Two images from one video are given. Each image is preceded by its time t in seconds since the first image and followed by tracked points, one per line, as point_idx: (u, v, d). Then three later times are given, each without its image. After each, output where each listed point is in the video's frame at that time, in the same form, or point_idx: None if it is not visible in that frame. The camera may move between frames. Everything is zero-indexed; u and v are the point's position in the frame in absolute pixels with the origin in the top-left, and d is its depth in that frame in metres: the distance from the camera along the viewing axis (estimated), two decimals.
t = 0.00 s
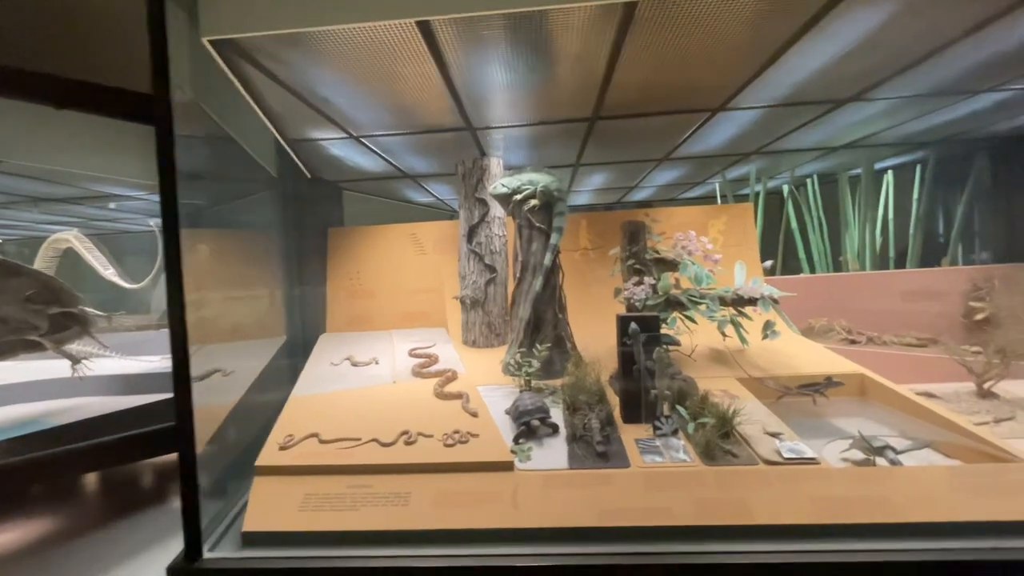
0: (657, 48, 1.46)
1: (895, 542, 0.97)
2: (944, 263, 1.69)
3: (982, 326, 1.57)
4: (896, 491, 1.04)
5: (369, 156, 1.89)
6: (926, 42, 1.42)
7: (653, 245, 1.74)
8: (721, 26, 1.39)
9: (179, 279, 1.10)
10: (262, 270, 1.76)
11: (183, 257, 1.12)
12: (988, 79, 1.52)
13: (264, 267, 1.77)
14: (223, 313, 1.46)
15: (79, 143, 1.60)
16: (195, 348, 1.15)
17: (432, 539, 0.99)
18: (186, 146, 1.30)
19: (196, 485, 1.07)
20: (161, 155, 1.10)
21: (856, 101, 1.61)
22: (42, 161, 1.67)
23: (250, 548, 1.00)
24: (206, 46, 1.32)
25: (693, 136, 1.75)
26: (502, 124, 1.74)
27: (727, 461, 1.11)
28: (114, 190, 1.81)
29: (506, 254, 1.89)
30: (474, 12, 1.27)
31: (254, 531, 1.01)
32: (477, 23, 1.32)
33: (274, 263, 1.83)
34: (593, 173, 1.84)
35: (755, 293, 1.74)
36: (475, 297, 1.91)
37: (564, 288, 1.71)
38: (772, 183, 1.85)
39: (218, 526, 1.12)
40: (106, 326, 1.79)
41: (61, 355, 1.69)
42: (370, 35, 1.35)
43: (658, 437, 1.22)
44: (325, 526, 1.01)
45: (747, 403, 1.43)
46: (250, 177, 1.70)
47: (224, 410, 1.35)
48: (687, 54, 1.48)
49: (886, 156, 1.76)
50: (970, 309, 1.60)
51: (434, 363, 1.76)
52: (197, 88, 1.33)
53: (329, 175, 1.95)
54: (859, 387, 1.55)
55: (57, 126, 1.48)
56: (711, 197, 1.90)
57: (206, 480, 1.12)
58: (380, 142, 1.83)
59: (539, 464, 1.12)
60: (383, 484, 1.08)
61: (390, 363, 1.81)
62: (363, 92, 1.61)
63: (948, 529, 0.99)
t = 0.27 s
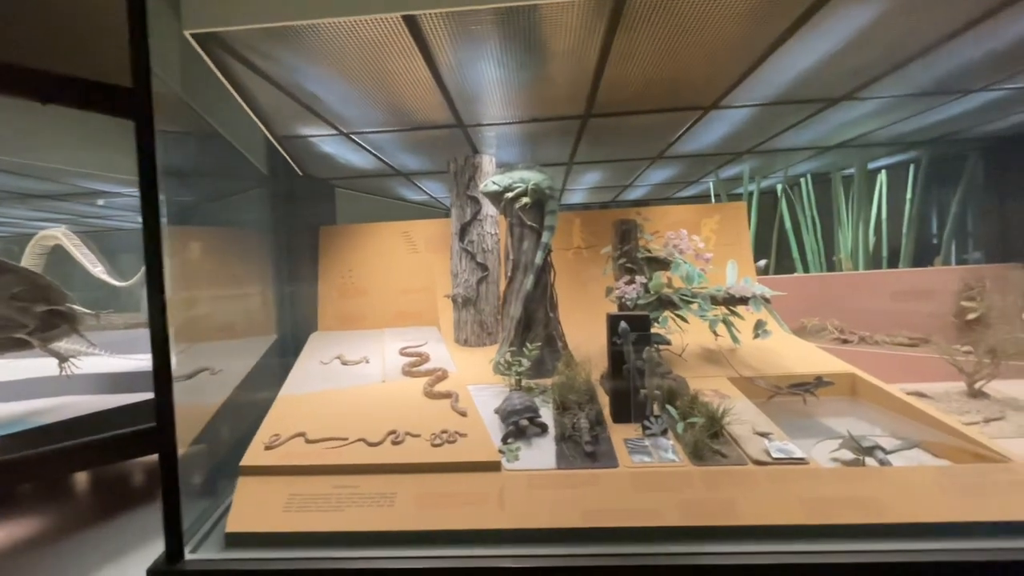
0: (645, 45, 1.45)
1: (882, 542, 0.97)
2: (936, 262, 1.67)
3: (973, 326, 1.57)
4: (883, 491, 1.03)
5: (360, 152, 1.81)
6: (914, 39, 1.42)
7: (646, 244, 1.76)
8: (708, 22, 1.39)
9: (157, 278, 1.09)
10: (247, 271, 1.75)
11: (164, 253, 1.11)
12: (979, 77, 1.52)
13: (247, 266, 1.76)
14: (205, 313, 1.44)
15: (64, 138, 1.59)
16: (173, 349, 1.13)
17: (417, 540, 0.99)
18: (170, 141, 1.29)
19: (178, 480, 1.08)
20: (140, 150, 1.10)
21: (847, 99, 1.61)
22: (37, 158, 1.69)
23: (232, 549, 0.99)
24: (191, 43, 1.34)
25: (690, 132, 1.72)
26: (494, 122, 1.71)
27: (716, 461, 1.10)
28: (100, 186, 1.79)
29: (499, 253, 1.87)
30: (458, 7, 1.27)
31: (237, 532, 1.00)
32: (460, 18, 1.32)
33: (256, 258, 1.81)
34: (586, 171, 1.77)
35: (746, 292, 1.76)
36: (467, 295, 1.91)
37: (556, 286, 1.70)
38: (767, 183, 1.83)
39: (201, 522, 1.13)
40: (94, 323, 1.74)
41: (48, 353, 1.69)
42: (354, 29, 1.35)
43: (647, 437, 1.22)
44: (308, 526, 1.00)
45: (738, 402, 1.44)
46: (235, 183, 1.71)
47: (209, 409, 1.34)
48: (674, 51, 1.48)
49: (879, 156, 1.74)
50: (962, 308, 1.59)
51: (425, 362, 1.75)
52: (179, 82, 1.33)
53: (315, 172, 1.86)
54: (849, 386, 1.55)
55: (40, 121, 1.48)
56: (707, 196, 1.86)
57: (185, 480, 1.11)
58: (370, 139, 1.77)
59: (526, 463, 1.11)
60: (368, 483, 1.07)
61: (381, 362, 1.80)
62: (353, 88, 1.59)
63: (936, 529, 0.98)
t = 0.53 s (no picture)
0: (642, 41, 1.44)
1: (876, 542, 0.96)
2: (931, 262, 1.67)
3: (968, 326, 1.58)
4: (878, 490, 1.03)
5: (353, 149, 1.81)
6: (912, 37, 1.41)
7: (641, 242, 1.78)
8: (705, 19, 1.37)
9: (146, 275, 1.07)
10: (241, 268, 1.75)
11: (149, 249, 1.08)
12: (975, 75, 1.51)
13: (241, 265, 1.74)
14: (195, 310, 1.43)
15: (54, 132, 1.57)
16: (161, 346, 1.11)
17: (408, 541, 0.97)
18: (161, 136, 1.27)
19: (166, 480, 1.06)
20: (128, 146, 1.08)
21: (843, 98, 1.60)
22: (27, 152, 1.67)
23: (223, 549, 0.98)
24: (178, 35, 1.30)
25: (685, 131, 1.68)
26: (488, 119, 1.71)
27: (710, 460, 1.10)
28: (90, 181, 1.76)
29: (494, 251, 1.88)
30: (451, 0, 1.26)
31: (228, 531, 0.99)
32: (454, 11, 1.30)
33: (247, 256, 1.78)
34: (582, 169, 1.80)
35: (741, 291, 1.76)
36: (461, 293, 1.90)
37: (551, 284, 1.70)
38: (762, 182, 1.84)
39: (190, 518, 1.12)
40: (85, 321, 1.73)
41: (38, 351, 1.66)
42: (346, 21, 1.33)
43: (642, 436, 1.21)
44: (300, 525, 0.99)
45: (732, 401, 1.44)
46: (229, 178, 1.70)
47: (200, 407, 1.32)
48: (671, 47, 1.47)
49: (875, 155, 1.74)
50: (956, 308, 1.60)
51: (419, 361, 1.74)
52: (171, 77, 1.31)
53: (310, 167, 1.89)
54: (843, 385, 1.55)
55: (27, 114, 1.45)
56: (703, 194, 1.85)
57: (175, 480, 1.10)
58: (364, 135, 1.77)
59: (520, 462, 1.11)
60: (360, 483, 1.06)
61: (375, 360, 1.79)
62: (346, 83, 1.57)
63: (931, 529, 0.98)
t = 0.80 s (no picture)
0: (642, 39, 1.44)
1: (873, 541, 0.96)
2: (929, 261, 1.67)
3: (965, 325, 1.58)
4: (875, 489, 1.03)
5: (351, 145, 1.82)
6: (912, 35, 1.41)
7: (640, 240, 1.76)
8: (705, 15, 1.37)
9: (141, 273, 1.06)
10: (239, 266, 1.77)
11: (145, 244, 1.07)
12: (975, 75, 1.51)
13: (236, 262, 1.75)
14: (190, 308, 1.42)
15: (49, 126, 1.56)
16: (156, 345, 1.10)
17: (405, 538, 0.97)
18: (156, 132, 1.27)
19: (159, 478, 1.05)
20: (122, 142, 1.06)
21: (842, 96, 1.60)
22: (22, 147, 1.65)
23: (219, 547, 0.98)
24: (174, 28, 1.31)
25: (683, 129, 1.66)
26: (487, 116, 1.69)
27: (707, 459, 1.10)
28: (85, 176, 1.74)
29: (492, 248, 1.87)
30: None
31: (224, 529, 0.99)
32: (452, 5, 1.29)
33: (244, 254, 1.80)
34: (581, 167, 1.81)
35: (740, 289, 1.76)
36: (459, 291, 1.89)
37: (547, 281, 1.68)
38: (760, 181, 1.82)
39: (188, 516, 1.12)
40: (80, 318, 1.72)
41: (33, 348, 1.66)
42: (343, 14, 1.32)
43: (640, 435, 1.21)
44: (296, 523, 0.98)
45: (730, 400, 1.43)
46: (223, 177, 1.71)
47: (196, 404, 1.31)
48: (670, 45, 1.46)
49: (874, 154, 1.73)
50: (953, 307, 1.60)
51: (416, 358, 1.74)
52: (167, 72, 1.31)
53: (308, 164, 1.87)
54: (841, 384, 1.56)
55: (23, 107, 1.44)
56: (700, 193, 1.82)
57: (170, 478, 1.09)
58: (362, 131, 1.77)
59: (517, 460, 1.11)
60: (356, 481, 1.05)
61: (372, 358, 1.78)
62: (344, 79, 1.56)
63: (928, 528, 0.98)
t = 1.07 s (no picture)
0: (639, 38, 1.43)
1: (867, 539, 0.96)
2: (925, 260, 1.70)
3: (960, 324, 1.59)
4: (869, 488, 1.03)
5: (348, 142, 1.80)
6: (909, 35, 1.41)
7: (636, 239, 1.76)
8: (704, 15, 1.36)
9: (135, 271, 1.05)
10: (235, 261, 1.75)
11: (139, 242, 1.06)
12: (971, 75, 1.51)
13: (234, 259, 1.74)
14: (185, 305, 1.41)
15: (44, 122, 1.55)
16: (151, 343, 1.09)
17: (399, 537, 0.97)
18: (151, 128, 1.26)
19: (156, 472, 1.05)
20: (116, 139, 1.06)
21: (839, 96, 1.60)
22: (17, 143, 1.64)
23: (215, 544, 0.97)
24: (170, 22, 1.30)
25: (680, 129, 1.70)
26: (484, 114, 1.67)
27: (703, 456, 1.10)
28: (79, 173, 1.72)
29: (488, 246, 1.90)
30: None
31: (219, 527, 0.98)
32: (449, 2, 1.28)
33: (242, 250, 1.78)
34: (578, 166, 1.81)
35: (736, 288, 1.76)
36: (456, 289, 1.91)
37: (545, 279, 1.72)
38: (758, 179, 1.85)
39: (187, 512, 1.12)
40: (74, 315, 1.71)
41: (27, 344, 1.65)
42: (339, 9, 1.31)
43: (636, 432, 1.21)
44: (290, 521, 0.98)
45: (726, 399, 1.43)
46: (220, 175, 1.70)
47: (191, 402, 1.31)
48: (670, 44, 1.45)
49: (869, 154, 1.74)
50: (948, 306, 1.62)
51: (413, 356, 1.74)
52: (161, 69, 1.29)
53: (305, 161, 1.87)
54: (836, 383, 1.56)
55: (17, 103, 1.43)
56: (697, 192, 1.86)
57: (165, 475, 1.09)
58: (358, 129, 1.78)
59: (513, 458, 1.11)
60: (352, 479, 1.05)
61: (368, 355, 1.78)
62: (340, 76, 1.55)
63: (922, 526, 0.98)
